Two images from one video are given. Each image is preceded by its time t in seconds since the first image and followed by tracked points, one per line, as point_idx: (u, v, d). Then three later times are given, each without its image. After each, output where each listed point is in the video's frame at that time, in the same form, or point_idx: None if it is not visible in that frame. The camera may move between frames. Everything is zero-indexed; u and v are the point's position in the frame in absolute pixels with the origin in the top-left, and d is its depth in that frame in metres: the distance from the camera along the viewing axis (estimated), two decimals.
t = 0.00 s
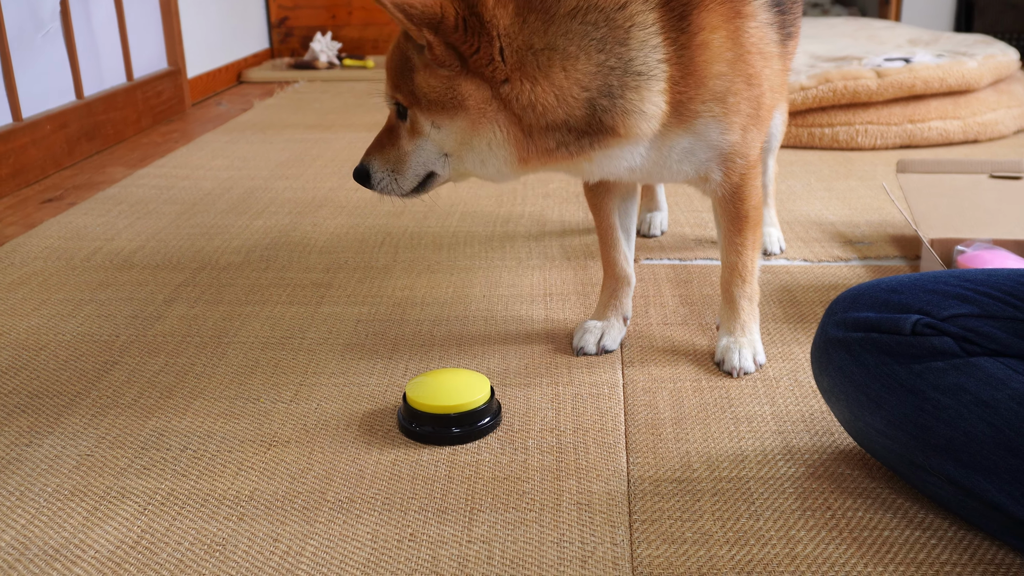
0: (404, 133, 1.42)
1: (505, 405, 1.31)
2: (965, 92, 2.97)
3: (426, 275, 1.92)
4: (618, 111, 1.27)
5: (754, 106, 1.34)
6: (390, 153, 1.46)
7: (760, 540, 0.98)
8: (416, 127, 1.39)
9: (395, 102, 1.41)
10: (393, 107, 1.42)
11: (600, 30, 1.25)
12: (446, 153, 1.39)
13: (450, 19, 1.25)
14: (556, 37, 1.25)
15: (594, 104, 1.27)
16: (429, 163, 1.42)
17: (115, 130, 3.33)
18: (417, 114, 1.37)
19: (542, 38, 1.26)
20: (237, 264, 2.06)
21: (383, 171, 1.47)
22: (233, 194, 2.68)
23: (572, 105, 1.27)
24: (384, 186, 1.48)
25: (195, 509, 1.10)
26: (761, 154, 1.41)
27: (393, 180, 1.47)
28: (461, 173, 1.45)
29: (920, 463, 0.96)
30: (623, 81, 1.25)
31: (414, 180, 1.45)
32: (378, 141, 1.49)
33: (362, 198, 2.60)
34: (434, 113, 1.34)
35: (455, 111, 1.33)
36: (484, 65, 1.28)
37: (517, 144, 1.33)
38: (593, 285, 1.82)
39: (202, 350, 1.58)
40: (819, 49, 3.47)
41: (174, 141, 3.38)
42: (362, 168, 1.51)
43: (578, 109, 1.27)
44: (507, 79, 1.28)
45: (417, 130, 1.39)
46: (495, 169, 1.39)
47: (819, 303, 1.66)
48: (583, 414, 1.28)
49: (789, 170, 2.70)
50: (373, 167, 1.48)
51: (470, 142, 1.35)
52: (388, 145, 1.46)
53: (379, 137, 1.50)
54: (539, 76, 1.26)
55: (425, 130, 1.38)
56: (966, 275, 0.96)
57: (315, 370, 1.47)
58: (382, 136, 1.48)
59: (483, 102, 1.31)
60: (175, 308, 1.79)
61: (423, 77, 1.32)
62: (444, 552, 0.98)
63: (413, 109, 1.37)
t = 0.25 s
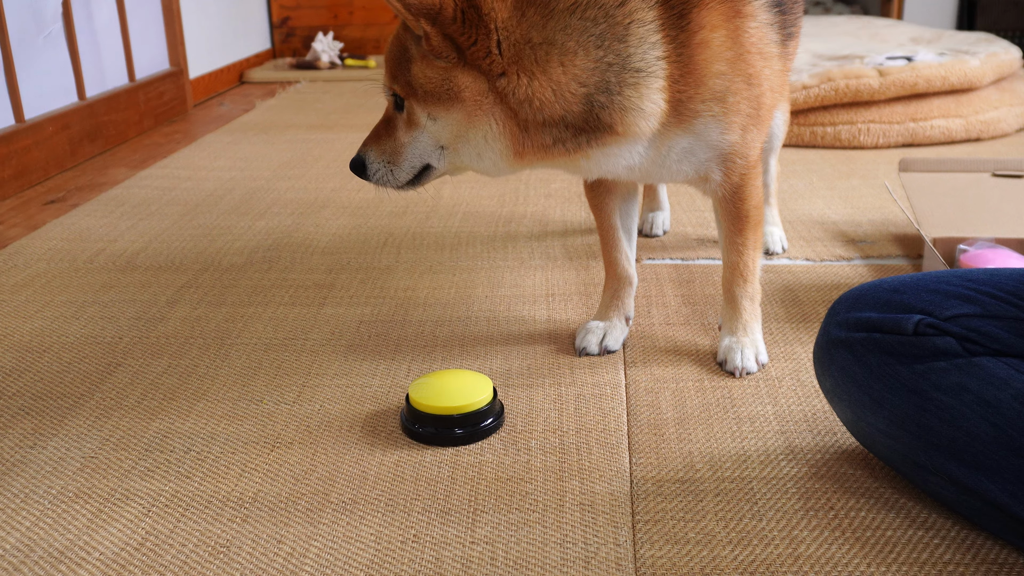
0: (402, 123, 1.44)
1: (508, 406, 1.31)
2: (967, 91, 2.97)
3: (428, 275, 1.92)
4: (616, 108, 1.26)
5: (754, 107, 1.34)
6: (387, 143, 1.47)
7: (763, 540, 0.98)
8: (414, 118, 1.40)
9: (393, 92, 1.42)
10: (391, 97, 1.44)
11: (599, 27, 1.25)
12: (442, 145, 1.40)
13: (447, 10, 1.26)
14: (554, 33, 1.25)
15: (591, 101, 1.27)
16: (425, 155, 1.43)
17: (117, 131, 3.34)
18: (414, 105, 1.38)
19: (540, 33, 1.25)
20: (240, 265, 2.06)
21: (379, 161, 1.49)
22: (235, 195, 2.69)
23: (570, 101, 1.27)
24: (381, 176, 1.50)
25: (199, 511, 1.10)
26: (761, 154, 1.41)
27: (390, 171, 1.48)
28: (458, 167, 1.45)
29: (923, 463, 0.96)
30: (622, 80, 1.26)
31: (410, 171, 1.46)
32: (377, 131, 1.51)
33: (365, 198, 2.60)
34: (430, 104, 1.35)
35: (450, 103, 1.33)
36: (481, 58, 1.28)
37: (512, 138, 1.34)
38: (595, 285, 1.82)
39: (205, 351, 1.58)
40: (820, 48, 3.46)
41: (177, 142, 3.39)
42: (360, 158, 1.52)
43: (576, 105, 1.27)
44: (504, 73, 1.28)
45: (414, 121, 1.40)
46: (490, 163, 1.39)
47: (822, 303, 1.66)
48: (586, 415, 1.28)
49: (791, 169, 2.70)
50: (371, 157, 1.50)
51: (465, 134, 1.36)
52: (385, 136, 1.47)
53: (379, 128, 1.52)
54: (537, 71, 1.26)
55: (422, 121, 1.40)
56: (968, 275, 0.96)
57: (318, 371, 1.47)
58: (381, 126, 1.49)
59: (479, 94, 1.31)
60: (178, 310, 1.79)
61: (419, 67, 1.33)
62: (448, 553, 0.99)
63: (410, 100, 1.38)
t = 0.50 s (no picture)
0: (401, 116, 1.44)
1: (509, 408, 1.32)
2: (970, 93, 2.96)
3: (430, 277, 1.93)
4: (615, 107, 1.27)
5: (757, 109, 1.35)
6: (386, 136, 1.47)
7: (764, 543, 0.98)
8: (412, 110, 1.40)
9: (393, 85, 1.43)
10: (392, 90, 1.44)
11: (599, 25, 1.26)
12: (439, 138, 1.40)
13: (443, 3, 1.26)
14: (552, 29, 1.26)
15: (589, 98, 1.27)
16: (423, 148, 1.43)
17: (120, 131, 3.35)
18: (411, 97, 1.38)
19: (538, 29, 1.26)
20: (242, 266, 2.06)
21: (379, 153, 1.49)
22: (238, 196, 2.69)
23: (567, 98, 1.28)
24: (381, 168, 1.50)
25: (201, 512, 1.11)
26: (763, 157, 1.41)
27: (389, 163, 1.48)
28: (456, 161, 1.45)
29: (924, 467, 0.96)
30: (623, 82, 1.26)
31: (408, 165, 1.46)
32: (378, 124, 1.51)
33: (367, 199, 2.61)
34: (426, 96, 1.36)
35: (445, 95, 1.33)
36: (475, 52, 1.28)
37: (506, 132, 1.34)
38: (596, 287, 1.82)
39: (208, 352, 1.59)
40: (823, 49, 3.46)
41: (179, 142, 3.39)
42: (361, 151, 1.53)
43: (573, 101, 1.28)
44: (499, 68, 1.28)
45: (412, 113, 1.40)
46: (486, 156, 1.39)
47: (824, 305, 1.66)
48: (588, 417, 1.28)
49: (793, 171, 2.70)
50: (371, 149, 1.50)
51: (461, 127, 1.36)
52: (385, 128, 1.48)
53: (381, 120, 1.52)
54: (534, 67, 1.27)
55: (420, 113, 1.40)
56: (969, 279, 0.96)
57: (319, 373, 1.48)
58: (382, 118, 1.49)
59: (474, 87, 1.31)
60: (181, 311, 1.80)
61: (415, 60, 1.33)
62: (449, 555, 0.99)
63: (408, 92, 1.38)
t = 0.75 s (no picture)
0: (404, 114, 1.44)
1: (512, 413, 1.32)
2: (972, 95, 2.96)
3: (433, 281, 1.93)
4: (618, 105, 1.27)
5: (759, 114, 1.35)
6: (390, 134, 1.47)
7: (766, 548, 0.99)
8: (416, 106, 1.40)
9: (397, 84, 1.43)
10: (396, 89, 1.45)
11: (602, 23, 1.26)
12: (444, 133, 1.40)
13: None
14: (555, 26, 1.26)
15: (591, 96, 1.28)
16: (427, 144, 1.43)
17: (123, 135, 3.36)
18: (415, 93, 1.39)
19: (542, 24, 1.27)
20: (245, 270, 2.07)
21: (382, 152, 1.48)
22: (241, 200, 2.70)
23: (569, 94, 1.28)
24: (384, 168, 1.49)
25: (206, 518, 1.11)
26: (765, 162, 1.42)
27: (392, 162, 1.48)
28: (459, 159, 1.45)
29: (926, 471, 0.97)
30: (626, 85, 1.27)
31: (413, 162, 1.46)
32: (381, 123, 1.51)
33: (370, 203, 2.61)
34: (431, 90, 1.36)
35: (451, 87, 1.34)
36: (481, 43, 1.29)
37: (510, 127, 1.34)
38: (598, 291, 1.82)
39: (211, 357, 1.59)
40: (825, 52, 3.47)
41: (182, 146, 3.40)
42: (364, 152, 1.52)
43: (575, 98, 1.28)
44: (503, 60, 1.29)
45: (416, 110, 1.41)
46: (490, 151, 1.39)
47: (826, 309, 1.66)
48: (591, 422, 1.28)
49: (795, 174, 2.70)
50: (375, 148, 1.50)
51: (466, 121, 1.36)
52: (389, 127, 1.48)
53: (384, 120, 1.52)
54: (539, 62, 1.27)
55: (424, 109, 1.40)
56: (971, 284, 0.96)
57: (323, 378, 1.48)
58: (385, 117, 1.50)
59: (479, 79, 1.32)
60: (185, 316, 1.80)
61: (421, 53, 1.34)
62: (453, 560, 0.99)
63: (412, 88, 1.39)
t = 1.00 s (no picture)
0: (410, 123, 1.43)
1: (516, 423, 1.33)
2: (972, 101, 2.97)
3: (436, 290, 1.94)
4: (623, 115, 1.29)
5: (760, 126, 1.36)
6: (395, 144, 1.46)
7: (768, 557, 0.99)
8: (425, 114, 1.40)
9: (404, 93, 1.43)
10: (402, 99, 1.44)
11: (609, 33, 1.28)
12: (451, 142, 1.40)
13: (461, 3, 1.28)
14: (563, 34, 1.28)
15: (598, 104, 1.29)
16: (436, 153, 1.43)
17: (127, 146, 3.38)
18: (424, 101, 1.38)
19: (550, 33, 1.28)
20: (250, 281, 2.09)
21: (387, 161, 1.47)
22: (245, 210, 2.71)
23: (576, 103, 1.29)
24: (389, 178, 1.48)
25: (213, 529, 1.12)
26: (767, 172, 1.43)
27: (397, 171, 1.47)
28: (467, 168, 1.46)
29: (926, 481, 0.98)
30: (630, 96, 1.28)
31: (418, 171, 1.45)
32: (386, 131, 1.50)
33: (373, 213, 2.63)
34: (442, 99, 1.36)
35: (462, 97, 1.34)
36: (491, 49, 1.30)
37: (518, 136, 1.35)
38: (601, 300, 1.83)
39: (217, 369, 1.61)
40: (825, 58, 3.48)
41: (186, 156, 3.42)
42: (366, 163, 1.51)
43: (581, 107, 1.29)
44: (512, 68, 1.30)
45: (424, 119, 1.40)
46: (498, 159, 1.40)
47: (828, 317, 1.67)
48: (594, 431, 1.29)
49: (796, 181, 2.71)
50: (379, 158, 1.48)
51: (477, 131, 1.37)
52: (393, 136, 1.47)
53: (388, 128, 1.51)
54: (548, 69, 1.29)
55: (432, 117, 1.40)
56: (970, 294, 0.97)
57: (329, 389, 1.49)
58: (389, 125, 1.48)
59: (489, 87, 1.33)
60: (190, 327, 1.82)
61: (432, 61, 1.34)
62: (457, 571, 1.00)
63: (420, 96, 1.39)
